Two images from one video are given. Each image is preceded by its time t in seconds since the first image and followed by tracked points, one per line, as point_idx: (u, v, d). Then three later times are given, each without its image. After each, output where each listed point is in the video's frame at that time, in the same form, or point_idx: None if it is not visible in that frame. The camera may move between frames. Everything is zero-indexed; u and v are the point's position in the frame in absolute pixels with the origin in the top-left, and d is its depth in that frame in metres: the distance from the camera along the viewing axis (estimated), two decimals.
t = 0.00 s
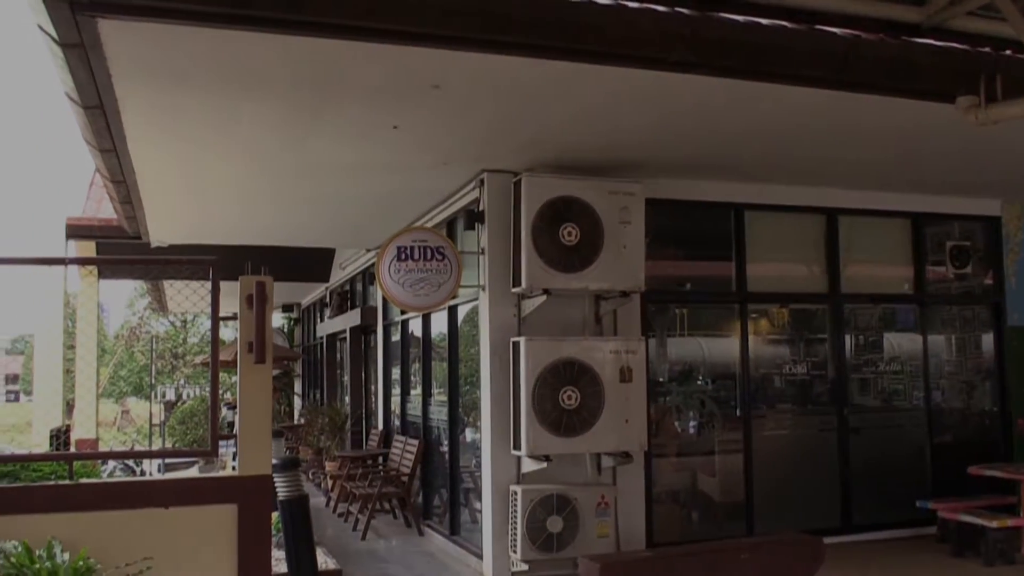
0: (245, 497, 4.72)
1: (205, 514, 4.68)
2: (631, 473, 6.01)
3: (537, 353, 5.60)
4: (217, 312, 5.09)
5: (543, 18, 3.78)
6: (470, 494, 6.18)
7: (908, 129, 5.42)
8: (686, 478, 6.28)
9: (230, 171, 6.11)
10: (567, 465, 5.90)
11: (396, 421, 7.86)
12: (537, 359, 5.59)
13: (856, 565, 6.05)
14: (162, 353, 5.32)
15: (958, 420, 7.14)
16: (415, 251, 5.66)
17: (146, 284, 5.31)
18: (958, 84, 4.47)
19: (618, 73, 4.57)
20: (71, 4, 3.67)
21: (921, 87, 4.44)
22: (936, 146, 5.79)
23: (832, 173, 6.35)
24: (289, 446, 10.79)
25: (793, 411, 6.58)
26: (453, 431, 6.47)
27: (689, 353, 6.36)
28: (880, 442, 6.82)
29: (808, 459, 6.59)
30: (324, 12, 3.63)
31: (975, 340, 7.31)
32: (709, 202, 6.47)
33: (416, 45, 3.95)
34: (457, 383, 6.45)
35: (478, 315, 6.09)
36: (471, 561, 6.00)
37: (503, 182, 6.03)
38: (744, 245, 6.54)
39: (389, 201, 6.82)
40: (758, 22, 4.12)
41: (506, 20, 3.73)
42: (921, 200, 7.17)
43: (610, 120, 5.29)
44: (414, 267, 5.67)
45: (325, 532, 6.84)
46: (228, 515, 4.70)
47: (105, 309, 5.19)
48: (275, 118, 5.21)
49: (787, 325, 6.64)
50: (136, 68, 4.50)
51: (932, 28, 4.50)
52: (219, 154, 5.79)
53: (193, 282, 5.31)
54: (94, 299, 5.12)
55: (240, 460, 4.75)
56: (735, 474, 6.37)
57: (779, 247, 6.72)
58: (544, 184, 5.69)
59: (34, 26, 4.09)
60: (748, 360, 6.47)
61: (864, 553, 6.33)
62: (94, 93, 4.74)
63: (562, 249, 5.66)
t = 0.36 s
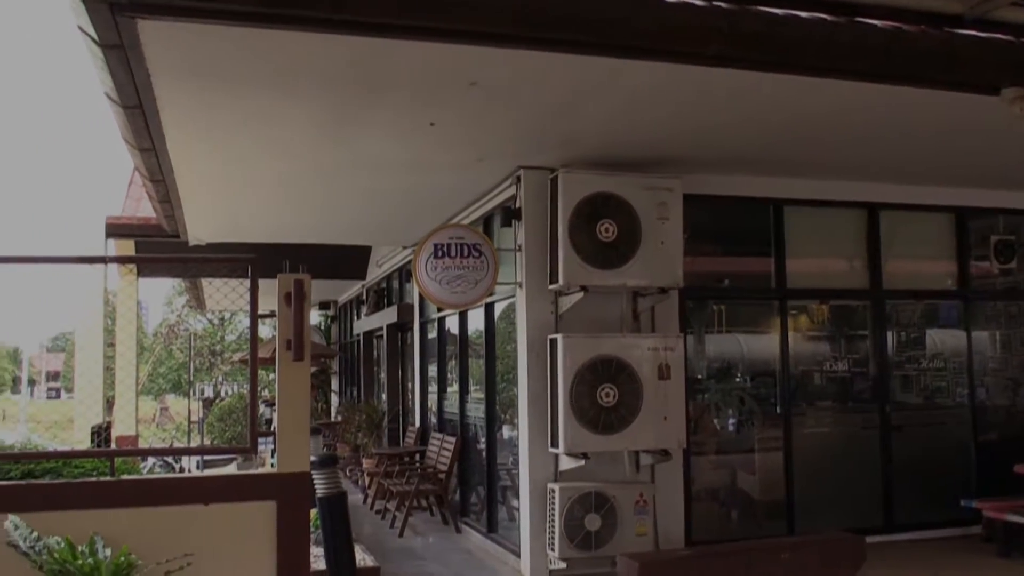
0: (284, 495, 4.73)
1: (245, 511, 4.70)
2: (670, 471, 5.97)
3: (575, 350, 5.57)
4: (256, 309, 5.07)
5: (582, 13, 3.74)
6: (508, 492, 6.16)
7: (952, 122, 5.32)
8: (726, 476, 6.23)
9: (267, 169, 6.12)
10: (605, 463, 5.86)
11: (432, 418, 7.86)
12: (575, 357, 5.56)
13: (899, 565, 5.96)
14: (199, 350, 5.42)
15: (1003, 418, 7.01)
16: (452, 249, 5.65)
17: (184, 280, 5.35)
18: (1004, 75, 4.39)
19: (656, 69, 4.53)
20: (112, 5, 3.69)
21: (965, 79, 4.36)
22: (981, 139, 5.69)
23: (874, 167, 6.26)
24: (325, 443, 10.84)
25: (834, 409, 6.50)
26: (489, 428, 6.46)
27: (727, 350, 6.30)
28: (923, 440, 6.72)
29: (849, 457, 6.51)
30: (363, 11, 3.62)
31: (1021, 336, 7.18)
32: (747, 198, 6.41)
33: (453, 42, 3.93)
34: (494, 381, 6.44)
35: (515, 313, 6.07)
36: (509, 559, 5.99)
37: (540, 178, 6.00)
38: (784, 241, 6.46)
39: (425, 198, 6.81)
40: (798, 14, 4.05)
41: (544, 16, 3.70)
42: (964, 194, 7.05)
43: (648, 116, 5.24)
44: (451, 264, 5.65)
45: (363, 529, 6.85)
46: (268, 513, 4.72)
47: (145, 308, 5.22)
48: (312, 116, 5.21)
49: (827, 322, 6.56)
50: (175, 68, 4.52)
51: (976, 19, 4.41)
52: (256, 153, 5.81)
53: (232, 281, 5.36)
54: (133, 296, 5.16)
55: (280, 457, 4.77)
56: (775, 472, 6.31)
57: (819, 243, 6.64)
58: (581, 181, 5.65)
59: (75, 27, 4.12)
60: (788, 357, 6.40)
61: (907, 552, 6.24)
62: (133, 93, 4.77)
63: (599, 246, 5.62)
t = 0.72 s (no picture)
0: (325, 492, 4.74)
1: (286, 508, 4.71)
2: (710, 469, 5.92)
3: (614, 347, 5.54)
4: (297, 309, 5.04)
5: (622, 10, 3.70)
6: (547, 490, 6.15)
7: (997, 115, 5.23)
8: (767, 475, 6.17)
9: (305, 168, 6.14)
10: (645, 460, 5.83)
11: (469, 415, 7.85)
12: (614, 354, 5.53)
13: (944, 566, 5.88)
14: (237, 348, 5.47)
15: None
16: (490, 246, 5.63)
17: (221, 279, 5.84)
18: None
19: (697, 64, 4.48)
20: (154, 7, 3.70)
21: (1012, 71, 4.28)
22: None
23: (916, 161, 6.16)
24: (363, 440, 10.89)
25: (876, 407, 6.42)
26: (528, 426, 6.45)
27: (767, 347, 6.24)
28: (967, 438, 6.62)
29: (892, 456, 6.43)
30: (401, 9, 3.62)
31: None
32: (788, 194, 6.34)
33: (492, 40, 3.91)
34: (532, 378, 6.42)
35: (553, 310, 6.05)
36: (548, 557, 5.97)
37: (578, 175, 5.97)
38: (825, 236, 6.39)
39: (462, 196, 6.81)
40: (841, 8, 3.99)
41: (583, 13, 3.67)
42: (1010, 188, 6.93)
43: (687, 112, 5.20)
44: (489, 262, 5.63)
45: (401, 526, 6.87)
46: (308, 510, 4.73)
47: (184, 307, 5.40)
48: (350, 115, 5.22)
49: (869, 319, 6.47)
50: (214, 68, 4.54)
51: None
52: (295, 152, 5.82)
53: (272, 280, 5.48)
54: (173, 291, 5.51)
55: (320, 456, 4.78)
56: (818, 470, 6.24)
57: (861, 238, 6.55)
58: (619, 177, 5.61)
59: (116, 29, 4.14)
60: (830, 354, 6.32)
61: (952, 553, 6.15)
62: (174, 94, 4.79)
63: (638, 243, 5.58)
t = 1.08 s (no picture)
0: (364, 486, 4.75)
1: (324, 502, 4.72)
2: (749, 466, 5.88)
3: (652, 343, 5.50)
4: (334, 302, 4.96)
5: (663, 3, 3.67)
6: (584, 486, 6.13)
7: None
8: (807, 472, 6.12)
9: (344, 163, 6.15)
10: (684, 457, 5.80)
11: (506, 411, 7.85)
12: (653, 350, 5.50)
13: (988, 566, 5.79)
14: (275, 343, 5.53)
15: None
16: (528, 241, 5.61)
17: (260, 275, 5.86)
18: None
19: (740, 58, 4.43)
20: (195, 4, 3.72)
21: None
22: None
23: (961, 156, 6.07)
24: (399, 435, 10.93)
25: (919, 405, 6.34)
26: (565, 422, 6.43)
27: (808, 344, 6.17)
28: (1012, 437, 6.52)
29: (934, 454, 6.34)
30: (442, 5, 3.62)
31: None
32: (829, 189, 6.27)
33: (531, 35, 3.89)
34: (570, 373, 6.40)
35: (591, 306, 6.02)
36: (586, 553, 5.96)
37: (616, 170, 5.93)
38: (867, 232, 6.31)
39: (500, 191, 6.80)
40: None
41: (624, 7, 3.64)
42: None
43: (727, 106, 5.14)
44: (527, 257, 5.61)
45: (438, 522, 6.88)
46: (346, 504, 4.73)
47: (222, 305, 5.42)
48: (389, 110, 5.22)
49: (911, 315, 6.38)
50: (255, 64, 4.55)
51: None
52: (334, 147, 5.83)
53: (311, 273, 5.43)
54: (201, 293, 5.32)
55: (359, 450, 4.79)
56: (859, 468, 6.17)
57: (903, 234, 6.47)
58: (658, 172, 5.57)
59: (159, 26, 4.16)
60: (872, 351, 6.25)
61: (996, 553, 6.06)
62: (215, 90, 4.82)
63: (677, 238, 5.54)
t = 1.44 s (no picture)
0: (404, 481, 4.74)
1: (363, 497, 4.72)
2: (791, 461, 5.82)
3: (691, 337, 5.47)
4: (373, 299, 4.93)
5: None
6: (623, 482, 6.12)
7: None
8: (850, 467, 6.06)
9: (381, 158, 6.16)
10: (725, 452, 5.77)
11: (545, 407, 7.84)
12: (692, 344, 5.46)
13: None
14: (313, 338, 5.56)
15: None
16: (566, 235, 5.59)
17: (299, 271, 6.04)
18: None
19: (780, 49, 4.37)
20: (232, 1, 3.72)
21: None
22: None
23: (1005, 145, 5.97)
24: (437, 430, 10.97)
25: (962, 399, 6.25)
26: (603, 417, 6.41)
27: (848, 337, 6.11)
28: None
29: (979, 449, 6.25)
30: None
31: None
32: (870, 180, 6.19)
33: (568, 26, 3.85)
34: (608, 368, 6.37)
35: (629, 299, 5.99)
36: (626, 549, 5.94)
37: (654, 163, 5.90)
38: (909, 223, 6.23)
39: (537, 185, 6.78)
40: None
41: None
42: None
43: (766, 98, 5.08)
44: (565, 251, 5.59)
45: (477, 517, 6.89)
46: (385, 499, 4.73)
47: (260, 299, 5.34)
48: (426, 106, 5.21)
49: (953, 308, 6.29)
50: (293, 60, 4.55)
51: None
52: (372, 143, 5.84)
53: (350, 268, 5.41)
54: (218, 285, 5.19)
55: (398, 445, 4.79)
56: (902, 463, 6.09)
57: (945, 225, 6.38)
58: (696, 165, 5.52)
59: (197, 23, 4.17)
60: (915, 344, 6.17)
61: None
62: (253, 88, 4.83)
63: (716, 231, 5.49)
